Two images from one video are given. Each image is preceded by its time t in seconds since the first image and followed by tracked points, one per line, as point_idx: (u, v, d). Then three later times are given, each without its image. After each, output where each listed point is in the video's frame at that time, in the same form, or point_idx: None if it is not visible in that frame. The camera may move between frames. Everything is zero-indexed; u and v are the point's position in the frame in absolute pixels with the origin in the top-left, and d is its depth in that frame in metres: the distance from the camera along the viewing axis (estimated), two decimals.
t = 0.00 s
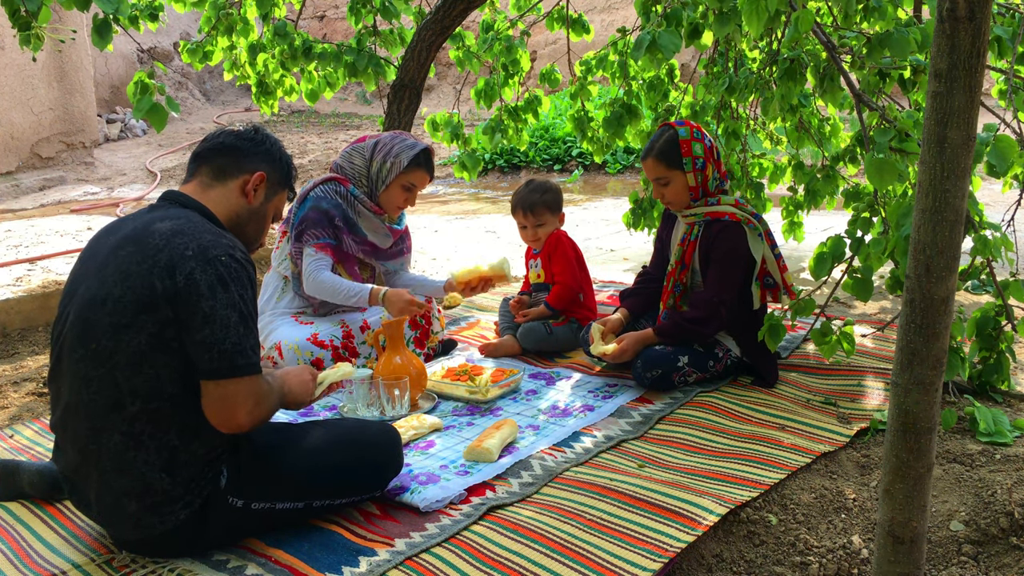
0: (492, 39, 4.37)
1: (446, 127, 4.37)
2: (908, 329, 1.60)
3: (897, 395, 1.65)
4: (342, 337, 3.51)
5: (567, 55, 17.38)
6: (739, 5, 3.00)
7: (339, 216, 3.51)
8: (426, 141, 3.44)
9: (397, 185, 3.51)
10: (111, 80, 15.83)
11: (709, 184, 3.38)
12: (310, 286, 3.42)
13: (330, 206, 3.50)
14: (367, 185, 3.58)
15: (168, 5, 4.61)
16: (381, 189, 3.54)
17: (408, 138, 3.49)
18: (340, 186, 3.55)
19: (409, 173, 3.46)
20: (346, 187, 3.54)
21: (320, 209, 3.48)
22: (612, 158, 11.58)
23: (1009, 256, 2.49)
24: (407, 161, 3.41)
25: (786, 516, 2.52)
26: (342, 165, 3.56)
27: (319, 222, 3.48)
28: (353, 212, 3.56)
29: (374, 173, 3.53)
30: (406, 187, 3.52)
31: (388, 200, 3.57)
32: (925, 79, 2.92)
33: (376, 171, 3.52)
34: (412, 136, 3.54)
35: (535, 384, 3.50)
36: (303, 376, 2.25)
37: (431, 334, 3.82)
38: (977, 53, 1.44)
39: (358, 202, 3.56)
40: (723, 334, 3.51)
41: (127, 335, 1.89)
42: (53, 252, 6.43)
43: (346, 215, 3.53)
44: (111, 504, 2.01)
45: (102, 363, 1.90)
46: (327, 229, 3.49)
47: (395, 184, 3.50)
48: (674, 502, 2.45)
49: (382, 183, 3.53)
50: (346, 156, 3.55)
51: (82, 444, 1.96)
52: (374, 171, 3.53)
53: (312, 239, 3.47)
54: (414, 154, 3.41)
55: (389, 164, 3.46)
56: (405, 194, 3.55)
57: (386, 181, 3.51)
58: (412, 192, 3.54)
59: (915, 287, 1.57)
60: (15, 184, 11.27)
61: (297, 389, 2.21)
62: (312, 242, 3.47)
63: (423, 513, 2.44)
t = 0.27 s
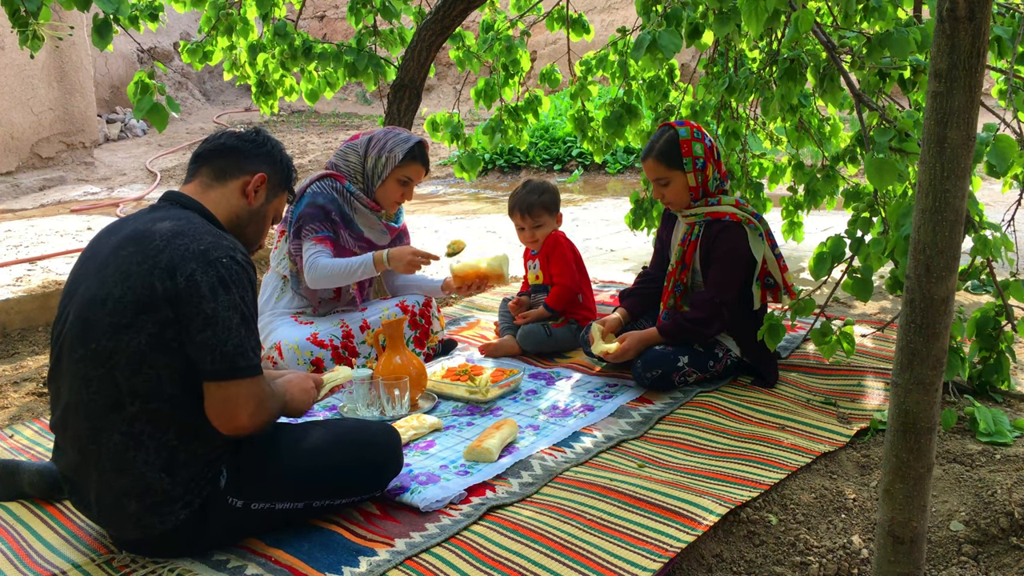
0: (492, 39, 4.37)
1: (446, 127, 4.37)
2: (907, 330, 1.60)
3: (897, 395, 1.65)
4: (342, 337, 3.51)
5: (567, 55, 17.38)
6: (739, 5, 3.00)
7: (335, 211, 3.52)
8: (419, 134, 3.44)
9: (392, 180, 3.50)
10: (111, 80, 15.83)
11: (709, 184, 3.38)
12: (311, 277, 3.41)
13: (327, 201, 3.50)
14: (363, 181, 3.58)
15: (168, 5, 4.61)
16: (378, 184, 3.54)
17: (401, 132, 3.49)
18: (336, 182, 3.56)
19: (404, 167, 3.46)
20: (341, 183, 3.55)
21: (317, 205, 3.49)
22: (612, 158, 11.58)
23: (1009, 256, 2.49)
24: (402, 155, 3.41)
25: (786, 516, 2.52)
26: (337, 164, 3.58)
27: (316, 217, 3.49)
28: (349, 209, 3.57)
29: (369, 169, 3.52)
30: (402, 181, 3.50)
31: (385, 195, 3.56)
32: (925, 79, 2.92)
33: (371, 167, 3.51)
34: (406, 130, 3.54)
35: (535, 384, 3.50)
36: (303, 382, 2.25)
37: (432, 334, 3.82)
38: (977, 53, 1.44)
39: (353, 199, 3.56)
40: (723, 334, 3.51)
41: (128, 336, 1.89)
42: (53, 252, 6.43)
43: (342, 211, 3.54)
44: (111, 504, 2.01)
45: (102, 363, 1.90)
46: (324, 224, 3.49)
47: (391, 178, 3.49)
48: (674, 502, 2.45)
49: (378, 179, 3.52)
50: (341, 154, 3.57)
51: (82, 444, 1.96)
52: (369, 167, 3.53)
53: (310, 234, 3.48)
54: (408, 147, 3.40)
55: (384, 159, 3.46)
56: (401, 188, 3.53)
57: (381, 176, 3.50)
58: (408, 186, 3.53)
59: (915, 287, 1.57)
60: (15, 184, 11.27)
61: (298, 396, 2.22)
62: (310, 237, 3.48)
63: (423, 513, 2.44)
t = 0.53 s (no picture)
0: (492, 39, 4.37)
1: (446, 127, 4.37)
2: (908, 330, 1.60)
3: (897, 395, 1.65)
4: (342, 337, 3.51)
5: (567, 55, 17.38)
6: (739, 5, 3.00)
7: (339, 208, 3.51)
8: (419, 132, 3.45)
9: (393, 178, 3.50)
10: (111, 80, 15.83)
11: (709, 184, 3.38)
12: (325, 275, 3.41)
13: (330, 199, 3.50)
14: (363, 181, 3.58)
15: (168, 5, 4.60)
16: (378, 183, 3.54)
17: (401, 130, 3.50)
18: (337, 181, 3.55)
19: (404, 165, 3.46)
20: (342, 183, 3.55)
21: (320, 203, 3.49)
22: (612, 158, 11.58)
23: (1009, 256, 2.49)
24: (402, 153, 3.41)
25: (786, 516, 2.52)
26: (337, 163, 3.58)
27: (321, 216, 3.48)
28: (351, 207, 3.57)
29: (369, 168, 3.53)
30: (403, 179, 3.51)
31: (385, 194, 3.56)
32: (925, 79, 2.92)
33: (371, 166, 3.52)
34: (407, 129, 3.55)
35: (535, 384, 3.50)
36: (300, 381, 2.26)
37: (432, 333, 3.82)
38: (977, 53, 1.44)
39: (355, 198, 3.56)
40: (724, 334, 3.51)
41: (129, 335, 1.89)
42: (53, 252, 6.43)
43: (345, 209, 3.54)
44: (111, 504, 2.01)
45: (103, 363, 1.90)
46: (330, 222, 3.49)
47: (391, 177, 3.50)
48: (674, 502, 2.45)
49: (378, 177, 3.52)
50: (340, 154, 3.58)
51: (82, 444, 1.96)
52: (369, 167, 3.53)
53: (317, 233, 3.47)
54: (408, 146, 3.41)
55: (384, 157, 3.46)
56: (402, 187, 3.53)
57: (381, 175, 3.50)
58: (409, 185, 3.54)
59: (915, 287, 1.57)
60: (15, 184, 11.27)
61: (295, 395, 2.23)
62: (318, 236, 3.47)
63: (423, 513, 2.44)
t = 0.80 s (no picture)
0: (492, 39, 4.37)
1: (446, 127, 4.37)
2: (908, 329, 1.60)
3: (897, 394, 1.65)
4: (342, 337, 3.51)
5: (567, 55, 17.38)
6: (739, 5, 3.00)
7: (345, 208, 3.51)
8: (424, 134, 3.47)
9: (398, 180, 3.50)
10: (111, 80, 15.83)
11: (708, 184, 3.38)
12: (336, 276, 3.42)
13: (336, 199, 3.49)
14: (367, 181, 3.57)
15: (168, 5, 4.60)
16: (383, 185, 3.54)
17: (406, 133, 3.52)
18: (342, 181, 3.54)
19: (410, 167, 3.47)
20: (347, 183, 3.54)
21: (327, 203, 3.48)
22: (612, 158, 11.59)
23: (1009, 256, 2.49)
24: (407, 154, 3.42)
25: (786, 516, 2.52)
26: (342, 164, 3.57)
27: (328, 216, 3.49)
28: (356, 207, 3.57)
29: (375, 169, 3.53)
30: (408, 181, 3.51)
31: (390, 195, 3.56)
32: (925, 79, 2.92)
33: (377, 167, 3.52)
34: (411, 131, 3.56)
35: (535, 384, 3.50)
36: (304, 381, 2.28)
37: (432, 334, 3.82)
38: (977, 53, 1.44)
39: (360, 198, 3.56)
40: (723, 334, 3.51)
41: (130, 335, 1.89)
42: (53, 252, 6.43)
43: (351, 209, 3.54)
44: (111, 503, 2.01)
45: (104, 363, 1.90)
46: (337, 222, 3.50)
47: (396, 178, 3.50)
48: (674, 502, 2.46)
49: (383, 179, 3.52)
50: (345, 154, 3.57)
51: (83, 444, 1.96)
52: (374, 168, 3.53)
53: (325, 233, 3.48)
54: (414, 147, 3.43)
55: (390, 159, 3.46)
56: (406, 188, 3.54)
57: (386, 176, 3.50)
58: (413, 187, 3.53)
59: (915, 287, 1.57)
60: (15, 184, 11.27)
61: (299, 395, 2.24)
62: (326, 236, 3.48)
63: (423, 513, 2.44)
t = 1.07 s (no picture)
0: (492, 39, 4.37)
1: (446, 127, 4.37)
2: (908, 330, 1.60)
3: (897, 394, 1.65)
4: (342, 337, 3.50)
5: (567, 55, 17.38)
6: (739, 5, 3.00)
7: (347, 208, 3.51)
8: (426, 135, 3.48)
9: (399, 180, 3.50)
10: (111, 80, 15.83)
11: (706, 184, 3.38)
12: (337, 276, 3.43)
13: (338, 199, 3.49)
14: (370, 181, 3.57)
15: (168, 5, 4.60)
16: (384, 185, 3.54)
17: (409, 134, 3.52)
18: (344, 181, 3.54)
19: (412, 167, 3.47)
20: (350, 183, 3.54)
21: (329, 203, 3.48)
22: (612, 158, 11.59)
23: (1009, 256, 2.49)
24: (410, 155, 3.42)
25: (786, 516, 2.52)
26: (345, 163, 3.57)
27: (330, 216, 3.48)
28: (358, 207, 3.57)
29: (377, 170, 3.52)
30: (409, 182, 3.51)
31: (391, 195, 3.56)
32: (925, 79, 2.93)
33: (379, 167, 3.51)
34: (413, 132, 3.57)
35: (535, 384, 3.50)
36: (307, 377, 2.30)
37: (432, 334, 3.82)
38: (977, 53, 1.44)
39: (363, 198, 3.56)
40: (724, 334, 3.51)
41: (131, 335, 1.89)
42: (53, 252, 6.43)
43: (353, 209, 3.54)
44: (111, 503, 2.01)
45: (104, 363, 1.90)
46: (339, 222, 3.49)
47: (399, 179, 3.49)
48: (674, 502, 2.46)
49: (385, 179, 3.52)
50: (348, 154, 3.56)
51: (83, 444, 1.96)
52: (376, 168, 3.53)
53: (327, 233, 3.48)
54: (417, 148, 3.43)
55: (392, 159, 3.46)
56: (408, 189, 3.53)
57: (388, 176, 3.50)
58: (416, 188, 3.53)
59: (915, 287, 1.57)
60: (15, 184, 11.27)
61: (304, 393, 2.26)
62: (329, 236, 3.47)
63: (423, 513, 2.44)
